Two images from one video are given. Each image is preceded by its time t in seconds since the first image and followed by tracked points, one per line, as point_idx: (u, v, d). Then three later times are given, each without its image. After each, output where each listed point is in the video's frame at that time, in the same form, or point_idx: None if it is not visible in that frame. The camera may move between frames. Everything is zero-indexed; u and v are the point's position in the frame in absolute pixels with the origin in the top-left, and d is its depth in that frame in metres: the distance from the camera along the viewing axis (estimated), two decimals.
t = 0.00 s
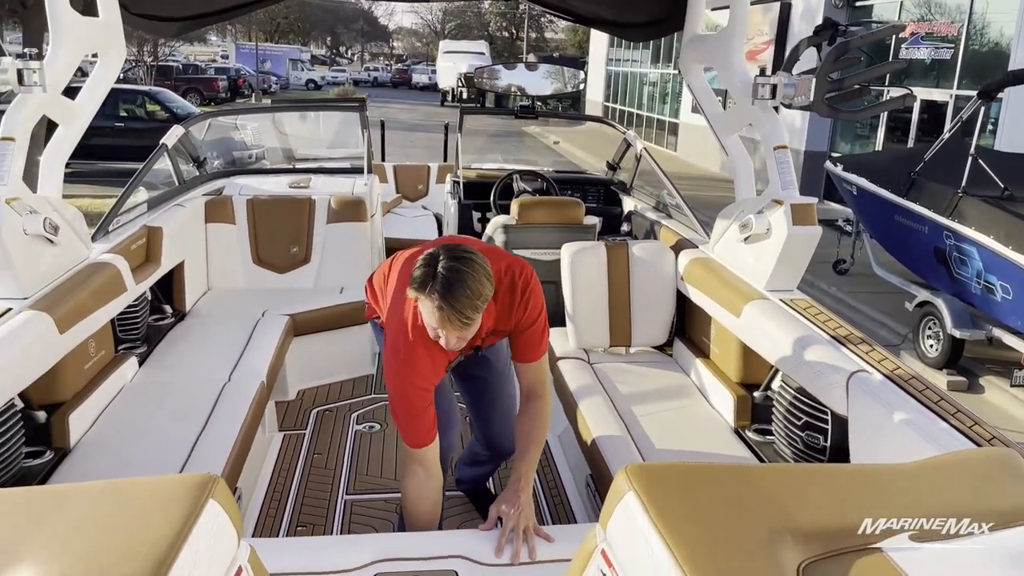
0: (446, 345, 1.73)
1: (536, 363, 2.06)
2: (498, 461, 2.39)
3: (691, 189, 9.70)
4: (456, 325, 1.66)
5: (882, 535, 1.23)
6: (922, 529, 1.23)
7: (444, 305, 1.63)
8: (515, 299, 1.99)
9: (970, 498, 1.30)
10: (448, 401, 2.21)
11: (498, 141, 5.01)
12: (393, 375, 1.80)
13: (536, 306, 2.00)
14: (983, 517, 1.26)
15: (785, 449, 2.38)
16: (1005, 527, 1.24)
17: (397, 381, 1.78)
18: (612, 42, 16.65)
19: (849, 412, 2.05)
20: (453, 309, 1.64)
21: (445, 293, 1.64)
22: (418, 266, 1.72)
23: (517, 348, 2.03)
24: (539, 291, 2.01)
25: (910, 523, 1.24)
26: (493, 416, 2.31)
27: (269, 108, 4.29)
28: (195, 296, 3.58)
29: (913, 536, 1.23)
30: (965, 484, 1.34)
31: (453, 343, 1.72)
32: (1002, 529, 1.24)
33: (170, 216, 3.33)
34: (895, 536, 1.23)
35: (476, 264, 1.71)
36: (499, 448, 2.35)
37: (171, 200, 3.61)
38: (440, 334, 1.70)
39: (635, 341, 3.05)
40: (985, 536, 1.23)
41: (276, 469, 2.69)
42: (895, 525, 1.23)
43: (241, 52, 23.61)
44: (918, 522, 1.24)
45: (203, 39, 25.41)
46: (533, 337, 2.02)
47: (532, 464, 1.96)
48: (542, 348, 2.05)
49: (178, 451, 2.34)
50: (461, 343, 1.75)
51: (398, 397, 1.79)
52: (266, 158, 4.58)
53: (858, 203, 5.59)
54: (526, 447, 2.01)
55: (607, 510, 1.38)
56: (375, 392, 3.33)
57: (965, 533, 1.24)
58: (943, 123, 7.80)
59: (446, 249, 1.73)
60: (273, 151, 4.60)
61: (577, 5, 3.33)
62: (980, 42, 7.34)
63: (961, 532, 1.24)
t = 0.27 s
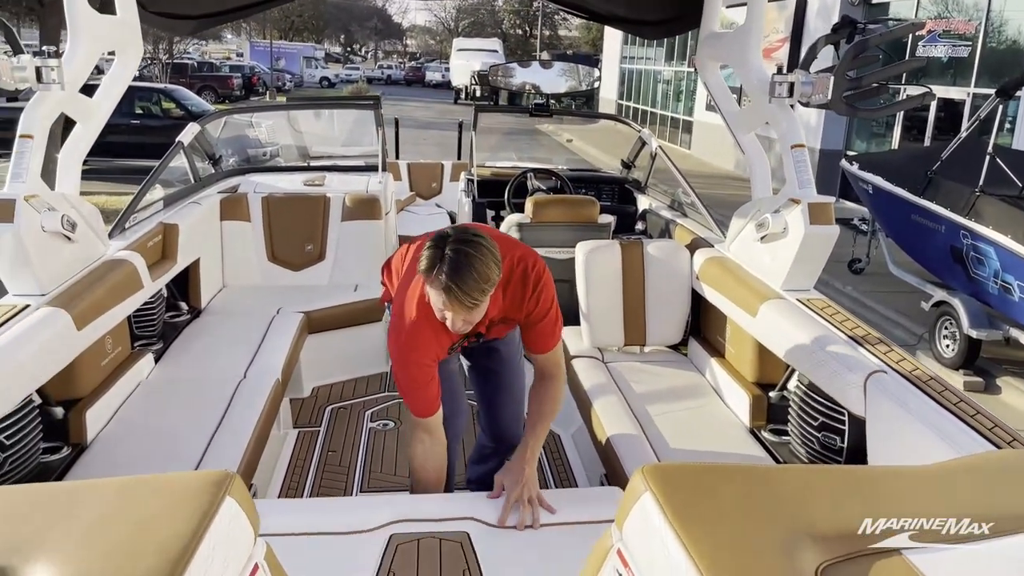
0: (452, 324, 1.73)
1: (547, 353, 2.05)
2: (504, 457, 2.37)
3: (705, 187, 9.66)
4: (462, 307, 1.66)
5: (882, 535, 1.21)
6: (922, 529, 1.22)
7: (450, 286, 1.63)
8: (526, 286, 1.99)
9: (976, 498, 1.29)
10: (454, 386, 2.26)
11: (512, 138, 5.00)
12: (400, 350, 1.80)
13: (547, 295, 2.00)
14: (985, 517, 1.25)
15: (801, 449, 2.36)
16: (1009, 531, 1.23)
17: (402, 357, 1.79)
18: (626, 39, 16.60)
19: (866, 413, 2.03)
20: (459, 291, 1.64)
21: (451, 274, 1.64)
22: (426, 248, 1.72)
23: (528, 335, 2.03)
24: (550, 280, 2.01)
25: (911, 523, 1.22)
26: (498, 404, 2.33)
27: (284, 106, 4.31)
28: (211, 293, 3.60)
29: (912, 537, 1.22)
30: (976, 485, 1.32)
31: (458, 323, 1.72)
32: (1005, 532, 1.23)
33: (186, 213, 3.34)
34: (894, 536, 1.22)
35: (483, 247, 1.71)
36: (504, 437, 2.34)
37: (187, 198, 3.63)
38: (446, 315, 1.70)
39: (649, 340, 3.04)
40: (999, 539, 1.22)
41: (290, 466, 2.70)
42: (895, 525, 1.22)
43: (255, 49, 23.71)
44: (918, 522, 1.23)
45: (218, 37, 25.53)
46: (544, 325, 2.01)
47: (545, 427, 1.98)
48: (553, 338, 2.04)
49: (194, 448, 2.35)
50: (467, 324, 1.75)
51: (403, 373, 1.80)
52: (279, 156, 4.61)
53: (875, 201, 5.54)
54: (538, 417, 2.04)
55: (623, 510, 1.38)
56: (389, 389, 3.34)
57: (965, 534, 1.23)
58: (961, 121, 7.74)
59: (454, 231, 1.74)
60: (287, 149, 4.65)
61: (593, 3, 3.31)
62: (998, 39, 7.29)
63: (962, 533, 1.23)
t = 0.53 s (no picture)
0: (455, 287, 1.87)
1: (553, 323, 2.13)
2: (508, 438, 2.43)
3: (714, 186, 9.63)
4: (462, 269, 1.77)
5: (881, 534, 1.21)
6: (922, 529, 1.22)
7: (451, 248, 1.73)
8: (531, 257, 2.07)
9: (979, 497, 1.28)
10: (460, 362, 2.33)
11: (520, 137, 5.01)
12: (408, 314, 1.96)
13: (551, 266, 2.07)
14: (986, 516, 1.24)
15: (809, 449, 2.35)
16: (1009, 532, 1.22)
17: (409, 321, 1.94)
18: (636, 37, 16.56)
19: (873, 413, 2.02)
20: (460, 255, 1.74)
21: (453, 238, 1.74)
22: (431, 211, 1.83)
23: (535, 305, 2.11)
24: (554, 252, 2.08)
25: (911, 522, 1.22)
26: (502, 381, 2.40)
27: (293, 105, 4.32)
28: (220, 291, 3.62)
29: (912, 536, 1.22)
30: (980, 485, 1.32)
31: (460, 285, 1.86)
32: (1005, 532, 1.23)
33: (195, 211, 3.36)
34: (894, 535, 1.21)
35: (486, 213, 1.81)
36: (507, 416, 2.41)
37: (196, 195, 3.65)
38: (448, 276, 1.83)
39: (656, 339, 3.03)
40: (999, 541, 1.22)
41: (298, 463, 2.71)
42: (895, 525, 1.21)
43: (266, 48, 23.79)
44: (918, 522, 1.22)
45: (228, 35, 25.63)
46: (548, 296, 2.09)
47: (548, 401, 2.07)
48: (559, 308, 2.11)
49: (202, 444, 2.37)
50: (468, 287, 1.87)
51: (410, 336, 1.95)
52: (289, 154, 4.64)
53: (885, 199, 5.50)
54: (541, 385, 2.14)
55: (628, 509, 1.38)
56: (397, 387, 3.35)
57: (965, 534, 1.23)
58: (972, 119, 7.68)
59: (459, 196, 1.84)
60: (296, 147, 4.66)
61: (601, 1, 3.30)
62: (1010, 37, 7.23)
63: (961, 533, 1.23)
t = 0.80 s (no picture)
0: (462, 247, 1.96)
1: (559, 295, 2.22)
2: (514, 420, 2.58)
3: (719, 183, 9.61)
4: (467, 229, 1.85)
5: (882, 535, 1.21)
6: (922, 529, 1.22)
7: (458, 209, 1.81)
8: (540, 229, 2.18)
9: (981, 497, 1.28)
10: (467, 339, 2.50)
11: (524, 135, 5.00)
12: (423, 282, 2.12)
13: (558, 237, 2.17)
14: (986, 516, 1.24)
15: (813, 448, 2.35)
16: (1010, 533, 1.23)
17: (424, 285, 2.10)
18: (640, 34, 16.52)
19: (877, 412, 2.02)
20: (468, 218, 1.82)
21: (462, 200, 1.82)
22: (444, 172, 1.90)
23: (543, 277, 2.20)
24: (562, 224, 2.17)
25: (911, 522, 1.22)
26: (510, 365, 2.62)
27: (298, 102, 4.32)
28: (224, 289, 3.63)
29: (912, 537, 1.22)
30: (980, 484, 1.32)
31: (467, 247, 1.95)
32: (1005, 533, 1.23)
33: (200, 209, 3.37)
34: (894, 535, 1.21)
35: (495, 178, 1.87)
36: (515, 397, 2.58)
37: (200, 193, 3.66)
38: (456, 236, 1.91)
39: (660, 338, 3.03)
40: (1000, 541, 1.22)
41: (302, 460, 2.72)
42: (895, 525, 1.21)
43: (270, 44, 23.81)
44: (919, 522, 1.22)
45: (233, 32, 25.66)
46: (555, 267, 2.19)
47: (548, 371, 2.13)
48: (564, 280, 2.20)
49: (206, 443, 2.38)
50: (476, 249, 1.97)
51: (424, 300, 2.11)
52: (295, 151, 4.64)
53: (890, 197, 5.48)
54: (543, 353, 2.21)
55: (632, 509, 1.38)
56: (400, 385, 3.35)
57: (966, 534, 1.23)
58: (978, 116, 7.65)
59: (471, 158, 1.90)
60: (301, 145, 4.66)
61: None
62: (1016, 33, 7.19)
63: (962, 533, 1.22)
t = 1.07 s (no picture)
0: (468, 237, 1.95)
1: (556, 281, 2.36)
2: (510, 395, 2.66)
3: (721, 179, 9.59)
4: (476, 221, 1.85)
5: (882, 535, 1.20)
6: (922, 529, 1.21)
7: (469, 201, 1.81)
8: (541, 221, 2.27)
9: (981, 497, 1.28)
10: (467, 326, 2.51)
11: (524, 132, 4.99)
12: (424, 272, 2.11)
13: (559, 229, 2.27)
14: (986, 517, 1.23)
15: (813, 446, 2.34)
16: (1010, 532, 1.22)
17: (425, 276, 2.10)
18: (642, 30, 16.48)
19: (878, 410, 2.01)
20: (480, 207, 1.82)
21: (473, 190, 1.82)
22: (453, 162, 1.89)
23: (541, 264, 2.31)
24: (564, 217, 2.28)
25: (911, 522, 1.21)
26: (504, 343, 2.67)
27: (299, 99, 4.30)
28: (224, 286, 3.63)
29: (913, 537, 1.21)
30: (981, 485, 1.31)
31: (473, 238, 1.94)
32: (1005, 532, 1.22)
33: (200, 207, 3.37)
34: (895, 535, 1.20)
35: (505, 169, 1.88)
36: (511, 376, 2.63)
37: (200, 191, 3.66)
38: (463, 227, 1.90)
39: (661, 336, 3.03)
40: (1001, 540, 1.21)
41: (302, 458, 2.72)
42: (895, 524, 1.21)
43: (272, 40, 23.80)
44: (918, 522, 1.21)
45: (235, 28, 25.64)
46: (555, 258, 2.30)
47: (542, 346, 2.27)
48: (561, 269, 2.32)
49: (205, 441, 2.38)
50: (483, 241, 1.98)
51: (426, 289, 2.11)
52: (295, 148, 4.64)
53: (892, 193, 5.46)
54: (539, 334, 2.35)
55: (630, 509, 1.38)
56: (401, 383, 3.35)
57: (967, 533, 1.22)
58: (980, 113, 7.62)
59: (480, 149, 1.90)
60: (302, 142, 4.66)
61: None
62: (1019, 29, 7.16)
63: (962, 534, 1.22)
